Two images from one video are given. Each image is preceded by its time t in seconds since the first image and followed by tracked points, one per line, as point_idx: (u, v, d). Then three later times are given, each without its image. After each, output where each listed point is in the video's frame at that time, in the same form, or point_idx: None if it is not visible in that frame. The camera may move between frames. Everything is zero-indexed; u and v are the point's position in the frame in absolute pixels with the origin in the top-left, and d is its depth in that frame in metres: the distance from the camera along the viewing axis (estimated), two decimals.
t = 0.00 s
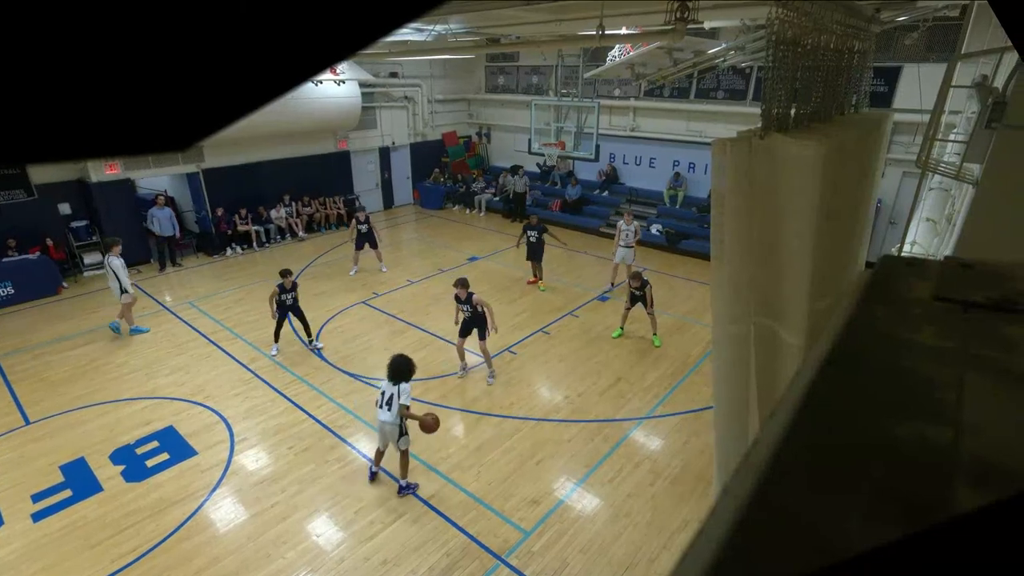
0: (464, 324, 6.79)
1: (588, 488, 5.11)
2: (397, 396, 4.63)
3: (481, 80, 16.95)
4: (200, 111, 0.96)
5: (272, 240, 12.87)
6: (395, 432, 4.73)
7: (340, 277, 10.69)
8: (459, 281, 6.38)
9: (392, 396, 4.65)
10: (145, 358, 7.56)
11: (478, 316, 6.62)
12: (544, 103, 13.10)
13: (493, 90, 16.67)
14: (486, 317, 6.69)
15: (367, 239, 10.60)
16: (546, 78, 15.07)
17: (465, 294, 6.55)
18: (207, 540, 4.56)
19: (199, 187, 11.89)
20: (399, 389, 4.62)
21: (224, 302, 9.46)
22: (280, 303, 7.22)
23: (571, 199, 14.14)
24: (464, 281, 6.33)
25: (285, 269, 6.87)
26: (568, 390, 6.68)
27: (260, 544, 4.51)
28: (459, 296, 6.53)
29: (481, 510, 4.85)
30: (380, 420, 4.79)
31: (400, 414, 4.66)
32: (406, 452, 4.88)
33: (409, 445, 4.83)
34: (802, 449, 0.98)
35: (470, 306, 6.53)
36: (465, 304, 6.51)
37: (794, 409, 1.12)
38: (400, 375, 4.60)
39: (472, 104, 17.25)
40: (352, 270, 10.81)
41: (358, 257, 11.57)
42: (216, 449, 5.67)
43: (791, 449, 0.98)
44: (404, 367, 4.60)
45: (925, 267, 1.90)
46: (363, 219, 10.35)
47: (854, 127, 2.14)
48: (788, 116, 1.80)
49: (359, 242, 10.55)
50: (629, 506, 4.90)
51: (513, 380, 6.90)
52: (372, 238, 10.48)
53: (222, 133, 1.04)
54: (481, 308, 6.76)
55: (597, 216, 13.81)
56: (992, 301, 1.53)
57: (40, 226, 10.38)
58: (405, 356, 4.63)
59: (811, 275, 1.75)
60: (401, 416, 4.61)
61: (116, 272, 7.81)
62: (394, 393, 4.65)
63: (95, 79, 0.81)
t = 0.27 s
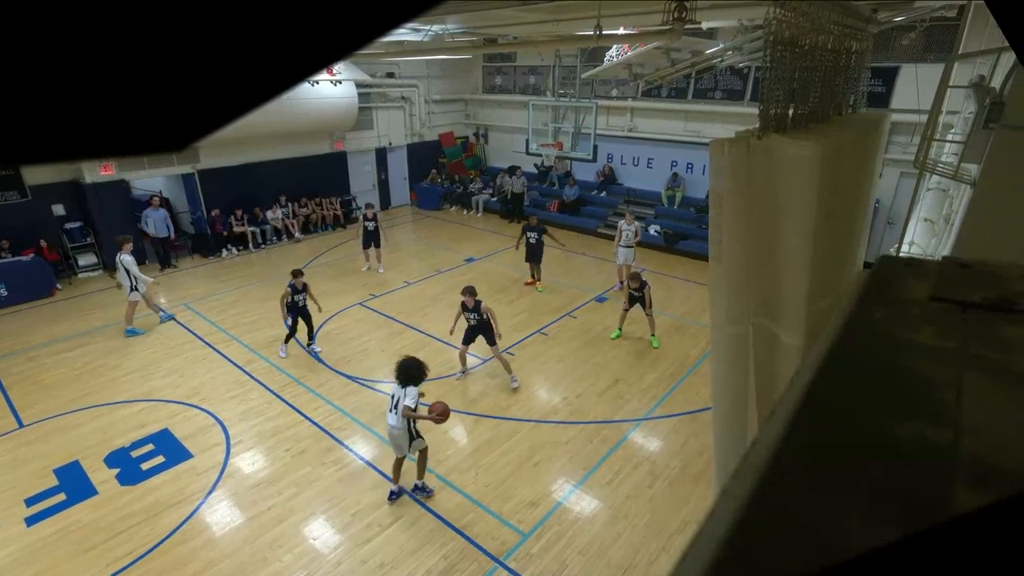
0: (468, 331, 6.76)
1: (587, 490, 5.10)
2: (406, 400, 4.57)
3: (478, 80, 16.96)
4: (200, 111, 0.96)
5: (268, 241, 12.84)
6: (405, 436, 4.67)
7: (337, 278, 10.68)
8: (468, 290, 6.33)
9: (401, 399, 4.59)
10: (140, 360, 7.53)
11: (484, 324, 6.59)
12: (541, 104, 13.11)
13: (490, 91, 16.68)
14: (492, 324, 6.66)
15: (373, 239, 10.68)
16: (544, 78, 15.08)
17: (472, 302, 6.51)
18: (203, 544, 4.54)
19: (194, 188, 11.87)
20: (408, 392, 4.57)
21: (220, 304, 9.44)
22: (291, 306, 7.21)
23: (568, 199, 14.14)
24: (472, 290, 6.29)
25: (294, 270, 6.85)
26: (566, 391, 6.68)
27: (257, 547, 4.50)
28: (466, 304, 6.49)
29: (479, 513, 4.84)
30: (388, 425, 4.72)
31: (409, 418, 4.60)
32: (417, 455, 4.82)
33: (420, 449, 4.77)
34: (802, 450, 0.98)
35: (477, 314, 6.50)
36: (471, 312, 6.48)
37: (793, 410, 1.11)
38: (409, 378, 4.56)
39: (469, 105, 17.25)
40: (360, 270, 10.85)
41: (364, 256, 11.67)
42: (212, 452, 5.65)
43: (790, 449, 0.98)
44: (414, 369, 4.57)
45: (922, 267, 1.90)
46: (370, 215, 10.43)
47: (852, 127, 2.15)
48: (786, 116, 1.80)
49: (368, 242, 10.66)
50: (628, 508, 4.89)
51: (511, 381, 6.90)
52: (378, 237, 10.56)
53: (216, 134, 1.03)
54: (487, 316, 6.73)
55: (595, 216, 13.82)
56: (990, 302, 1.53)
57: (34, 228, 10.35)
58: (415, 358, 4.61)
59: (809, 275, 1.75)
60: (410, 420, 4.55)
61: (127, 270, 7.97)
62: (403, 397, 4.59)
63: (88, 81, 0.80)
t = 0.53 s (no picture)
0: (485, 336, 6.70)
1: (585, 492, 5.10)
2: (427, 407, 4.54)
3: (476, 80, 16.96)
4: (199, 111, 0.96)
5: (264, 242, 12.83)
6: (427, 443, 4.64)
7: (334, 279, 10.66)
8: (483, 292, 6.31)
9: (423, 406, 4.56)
10: (135, 362, 7.51)
11: (501, 327, 6.53)
12: (539, 104, 13.14)
13: (488, 91, 16.68)
14: (509, 328, 6.61)
15: (377, 238, 10.75)
16: (542, 78, 15.08)
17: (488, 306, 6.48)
18: (199, 547, 4.53)
19: (190, 189, 11.84)
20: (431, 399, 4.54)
21: (216, 305, 9.41)
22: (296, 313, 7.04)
23: (566, 200, 14.15)
24: (488, 292, 6.29)
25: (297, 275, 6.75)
26: (564, 392, 6.68)
27: (253, 550, 4.48)
28: (482, 308, 6.46)
29: (477, 515, 4.83)
30: (410, 432, 4.70)
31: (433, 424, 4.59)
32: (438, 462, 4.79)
33: (441, 455, 4.75)
34: (801, 451, 0.97)
35: (494, 317, 6.46)
36: (488, 315, 6.45)
37: (791, 411, 1.11)
38: (431, 385, 4.51)
39: (466, 105, 17.25)
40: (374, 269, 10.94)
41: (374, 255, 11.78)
42: (208, 454, 5.63)
43: (789, 450, 0.97)
44: (435, 375, 4.51)
45: (920, 267, 1.90)
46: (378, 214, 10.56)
47: (849, 128, 2.15)
48: (784, 116, 1.80)
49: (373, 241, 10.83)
50: (627, 509, 4.89)
51: (509, 383, 6.89)
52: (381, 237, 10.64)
53: (211, 135, 1.02)
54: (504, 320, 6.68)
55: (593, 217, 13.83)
56: (989, 302, 1.53)
57: (28, 229, 10.31)
58: (436, 364, 4.54)
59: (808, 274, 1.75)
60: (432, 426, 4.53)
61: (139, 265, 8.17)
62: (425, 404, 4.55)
63: (80, 82, 0.79)
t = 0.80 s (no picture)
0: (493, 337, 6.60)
1: (584, 493, 5.09)
2: (451, 408, 4.63)
3: (473, 81, 16.96)
4: (198, 112, 0.96)
5: (261, 243, 12.80)
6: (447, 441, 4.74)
7: (332, 279, 10.64)
8: (492, 293, 6.22)
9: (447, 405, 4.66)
10: (131, 364, 7.48)
11: (510, 328, 6.46)
12: (537, 104, 13.15)
13: (486, 91, 16.68)
14: (517, 327, 6.56)
15: (380, 235, 10.83)
16: (540, 78, 15.08)
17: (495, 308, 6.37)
18: (196, 550, 4.51)
19: (186, 189, 11.81)
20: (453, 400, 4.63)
21: (213, 306, 9.39)
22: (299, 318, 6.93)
23: (565, 201, 14.15)
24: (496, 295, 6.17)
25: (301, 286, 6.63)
26: (562, 393, 6.67)
27: (251, 553, 4.47)
28: (490, 310, 6.35)
29: (475, 517, 4.82)
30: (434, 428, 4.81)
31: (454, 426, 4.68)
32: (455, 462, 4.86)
33: (461, 455, 4.84)
34: (800, 452, 0.97)
35: (502, 318, 6.36)
36: (497, 317, 6.33)
37: (791, 412, 1.10)
38: (456, 385, 4.58)
39: (464, 105, 17.25)
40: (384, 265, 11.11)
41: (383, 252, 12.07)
42: (204, 456, 5.62)
43: (789, 450, 0.97)
44: (460, 377, 4.56)
45: (919, 267, 1.90)
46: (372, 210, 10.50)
47: (848, 128, 2.15)
48: (783, 117, 1.80)
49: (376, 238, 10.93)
50: (626, 511, 4.89)
51: (507, 384, 6.88)
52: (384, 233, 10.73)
53: (206, 136, 1.01)
54: (511, 319, 6.61)
55: (591, 217, 13.83)
56: (988, 302, 1.53)
57: (24, 230, 10.29)
58: (462, 365, 4.59)
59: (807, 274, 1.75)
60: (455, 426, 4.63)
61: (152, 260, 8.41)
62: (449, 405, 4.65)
63: (74, 83, 0.79)
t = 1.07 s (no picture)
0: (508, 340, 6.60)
1: (583, 495, 5.09)
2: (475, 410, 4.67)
3: (472, 81, 16.97)
4: (196, 113, 0.96)
5: (259, 244, 12.79)
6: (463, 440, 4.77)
7: (330, 280, 10.63)
8: (509, 297, 6.19)
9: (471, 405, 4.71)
10: (128, 365, 7.47)
11: (525, 333, 6.44)
12: (536, 104, 13.16)
13: (485, 91, 16.68)
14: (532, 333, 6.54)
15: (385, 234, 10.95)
16: (538, 78, 15.08)
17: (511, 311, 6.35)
18: (194, 552, 4.50)
19: (183, 190, 11.80)
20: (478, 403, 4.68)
21: (210, 308, 9.38)
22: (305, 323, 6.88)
23: (563, 201, 14.15)
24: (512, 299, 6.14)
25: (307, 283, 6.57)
26: (561, 395, 6.67)
27: (248, 555, 4.46)
28: (506, 313, 6.34)
29: (474, 518, 4.82)
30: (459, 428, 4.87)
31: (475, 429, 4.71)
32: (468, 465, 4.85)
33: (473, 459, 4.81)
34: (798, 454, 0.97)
35: (518, 323, 6.35)
36: (512, 321, 6.32)
37: (790, 413, 1.10)
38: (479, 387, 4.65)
39: (463, 105, 17.25)
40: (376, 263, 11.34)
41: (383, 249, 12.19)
42: (202, 458, 5.61)
43: (788, 451, 0.97)
44: (485, 380, 4.63)
45: (918, 268, 1.90)
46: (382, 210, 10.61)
47: (847, 128, 2.15)
48: (782, 117, 1.80)
49: (379, 236, 11.01)
50: (625, 512, 4.88)
51: (505, 385, 6.88)
52: (390, 232, 10.86)
53: (202, 138, 1.01)
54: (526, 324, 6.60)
55: (589, 217, 13.83)
56: (987, 302, 1.53)
57: (20, 231, 10.28)
58: (490, 368, 4.68)
59: (806, 275, 1.75)
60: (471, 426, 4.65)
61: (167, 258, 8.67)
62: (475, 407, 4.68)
63: (67, 82, 0.78)
